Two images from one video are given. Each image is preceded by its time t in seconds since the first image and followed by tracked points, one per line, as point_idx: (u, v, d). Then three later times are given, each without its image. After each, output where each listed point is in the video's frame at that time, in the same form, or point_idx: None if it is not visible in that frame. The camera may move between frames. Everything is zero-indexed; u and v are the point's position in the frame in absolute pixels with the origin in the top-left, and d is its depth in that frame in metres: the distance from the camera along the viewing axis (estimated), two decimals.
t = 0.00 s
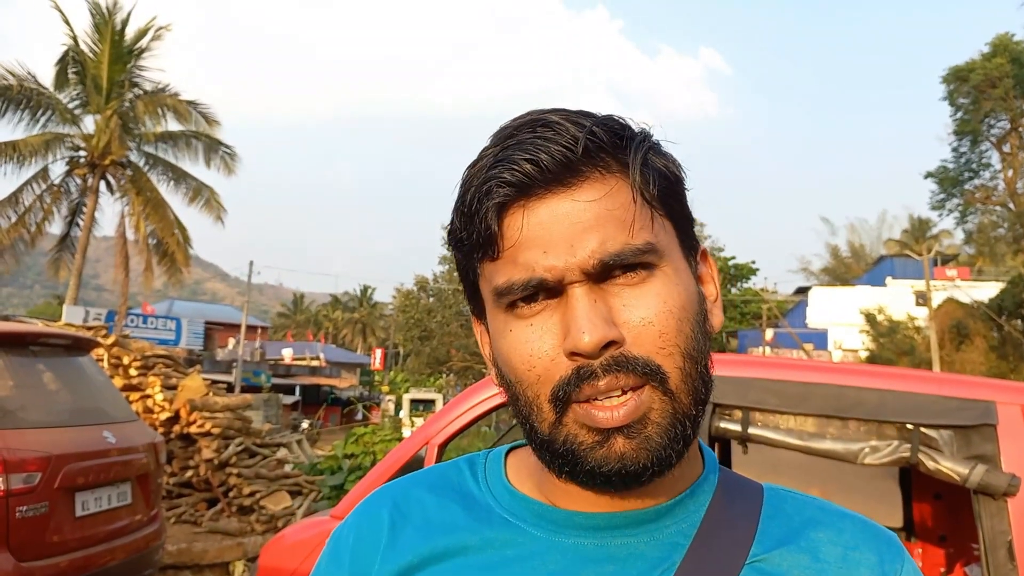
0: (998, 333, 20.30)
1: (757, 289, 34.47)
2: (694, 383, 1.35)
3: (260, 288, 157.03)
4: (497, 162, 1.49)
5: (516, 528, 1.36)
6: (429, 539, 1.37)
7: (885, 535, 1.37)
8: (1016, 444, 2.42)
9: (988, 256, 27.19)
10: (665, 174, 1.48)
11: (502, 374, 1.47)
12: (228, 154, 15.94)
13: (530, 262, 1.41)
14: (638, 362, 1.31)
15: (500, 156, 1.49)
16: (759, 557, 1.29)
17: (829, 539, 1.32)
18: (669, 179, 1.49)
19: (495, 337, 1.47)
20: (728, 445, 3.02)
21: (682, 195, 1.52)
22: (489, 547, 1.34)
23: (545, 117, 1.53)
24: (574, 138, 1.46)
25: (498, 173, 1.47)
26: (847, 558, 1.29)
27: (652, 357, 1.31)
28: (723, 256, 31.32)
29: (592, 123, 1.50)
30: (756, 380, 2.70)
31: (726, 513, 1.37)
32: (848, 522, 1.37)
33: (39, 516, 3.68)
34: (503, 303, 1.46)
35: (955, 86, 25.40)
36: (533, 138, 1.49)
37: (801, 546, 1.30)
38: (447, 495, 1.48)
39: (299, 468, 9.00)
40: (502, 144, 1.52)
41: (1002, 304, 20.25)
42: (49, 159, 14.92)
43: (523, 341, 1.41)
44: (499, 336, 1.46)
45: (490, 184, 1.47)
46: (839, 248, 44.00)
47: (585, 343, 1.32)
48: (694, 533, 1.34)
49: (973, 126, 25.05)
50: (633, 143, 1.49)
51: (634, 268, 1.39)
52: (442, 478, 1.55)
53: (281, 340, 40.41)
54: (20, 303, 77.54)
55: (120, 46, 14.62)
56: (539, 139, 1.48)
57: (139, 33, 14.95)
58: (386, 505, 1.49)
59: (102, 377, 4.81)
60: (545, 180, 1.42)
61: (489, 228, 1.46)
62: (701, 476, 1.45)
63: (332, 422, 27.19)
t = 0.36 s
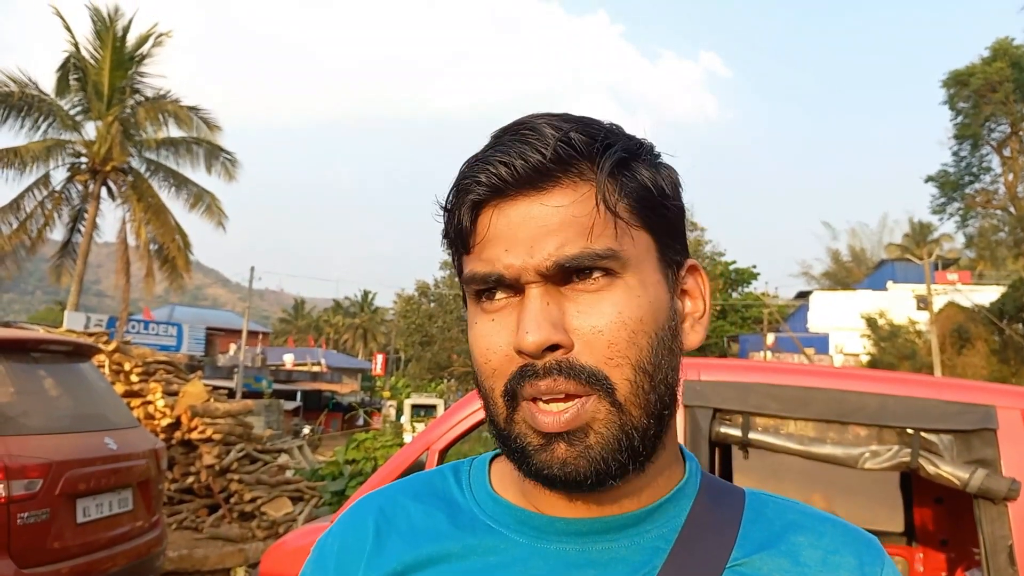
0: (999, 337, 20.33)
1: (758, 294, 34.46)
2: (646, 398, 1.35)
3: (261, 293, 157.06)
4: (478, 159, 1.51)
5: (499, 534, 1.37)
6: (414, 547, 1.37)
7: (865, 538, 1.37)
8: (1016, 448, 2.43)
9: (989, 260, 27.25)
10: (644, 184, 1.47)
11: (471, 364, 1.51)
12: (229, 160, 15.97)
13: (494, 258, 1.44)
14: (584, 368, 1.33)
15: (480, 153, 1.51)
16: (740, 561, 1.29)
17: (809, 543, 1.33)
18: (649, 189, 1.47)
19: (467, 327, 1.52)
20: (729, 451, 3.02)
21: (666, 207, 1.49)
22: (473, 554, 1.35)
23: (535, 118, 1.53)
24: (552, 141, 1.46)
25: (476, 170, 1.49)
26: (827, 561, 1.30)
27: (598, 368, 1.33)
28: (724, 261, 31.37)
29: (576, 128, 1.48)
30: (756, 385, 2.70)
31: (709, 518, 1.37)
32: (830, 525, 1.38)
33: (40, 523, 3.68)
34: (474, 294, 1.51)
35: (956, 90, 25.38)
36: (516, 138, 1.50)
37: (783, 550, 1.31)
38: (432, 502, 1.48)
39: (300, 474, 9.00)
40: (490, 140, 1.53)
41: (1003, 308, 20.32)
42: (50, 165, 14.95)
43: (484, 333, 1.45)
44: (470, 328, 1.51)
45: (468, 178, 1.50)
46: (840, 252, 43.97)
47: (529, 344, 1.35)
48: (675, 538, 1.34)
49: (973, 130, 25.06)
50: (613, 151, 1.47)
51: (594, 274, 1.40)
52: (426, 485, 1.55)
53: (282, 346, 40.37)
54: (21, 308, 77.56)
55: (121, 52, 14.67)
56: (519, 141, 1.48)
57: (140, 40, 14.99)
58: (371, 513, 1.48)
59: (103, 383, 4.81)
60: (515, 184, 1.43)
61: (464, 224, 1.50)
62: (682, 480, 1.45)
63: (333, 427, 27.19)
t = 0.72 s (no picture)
0: (1001, 340, 20.41)
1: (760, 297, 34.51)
2: (612, 408, 1.34)
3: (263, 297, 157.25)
4: (461, 166, 1.52)
5: (485, 537, 1.37)
6: (403, 551, 1.38)
7: (852, 542, 1.38)
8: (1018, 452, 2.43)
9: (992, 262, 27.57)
10: (623, 197, 1.46)
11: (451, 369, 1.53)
12: (231, 164, 15.98)
13: (468, 264, 1.46)
14: (545, 377, 1.33)
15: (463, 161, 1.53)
16: (724, 564, 1.30)
17: (796, 546, 1.34)
18: (628, 201, 1.46)
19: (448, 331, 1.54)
20: (730, 453, 3.01)
21: (645, 220, 1.48)
22: (460, 558, 1.35)
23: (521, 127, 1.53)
24: (532, 152, 1.46)
25: (459, 177, 1.50)
26: (813, 565, 1.31)
27: (562, 377, 1.33)
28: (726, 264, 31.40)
29: (557, 139, 1.48)
30: (758, 389, 2.70)
31: (695, 521, 1.37)
32: (815, 527, 1.40)
33: (43, 527, 3.68)
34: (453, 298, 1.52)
35: (957, 92, 25.35)
36: (498, 148, 1.51)
37: (767, 553, 1.32)
38: (422, 508, 1.48)
39: (302, 477, 9.00)
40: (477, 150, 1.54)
41: (1005, 310, 20.70)
42: (52, 169, 14.97)
43: (459, 337, 1.47)
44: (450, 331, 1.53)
45: (452, 186, 1.52)
46: (842, 255, 43.91)
47: (493, 350, 1.36)
48: (659, 541, 1.34)
49: (975, 132, 25.05)
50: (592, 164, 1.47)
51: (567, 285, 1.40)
52: (416, 490, 1.54)
53: (284, 351, 40.41)
54: (22, 313, 77.86)
55: (123, 57, 14.70)
56: (502, 150, 1.49)
57: (142, 44, 15.01)
58: (361, 518, 1.48)
59: (106, 388, 4.81)
60: (492, 194, 1.45)
61: (447, 231, 1.53)
62: (668, 483, 1.45)
63: (336, 431, 27.27)
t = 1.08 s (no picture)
0: (1004, 340, 20.40)
1: (762, 298, 34.50)
2: (624, 406, 1.36)
3: (264, 298, 157.35)
4: (467, 161, 1.50)
5: (464, 536, 1.37)
6: (382, 551, 1.38)
7: (831, 539, 1.38)
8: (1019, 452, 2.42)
9: (994, 263, 27.54)
10: (630, 197, 1.48)
11: (449, 368, 1.50)
12: (233, 165, 15.98)
13: (480, 263, 1.44)
14: (565, 379, 1.33)
15: (469, 154, 1.50)
16: (701, 562, 1.29)
17: (773, 544, 1.33)
18: (633, 201, 1.48)
19: (446, 331, 1.51)
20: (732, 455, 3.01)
21: (646, 220, 1.51)
22: (438, 557, 1.35)
23: (522, 125, 1.52)
24: (544, 150, 1.45)
25: (466, 173, 1.47)
26: (791, 563, 1.30)
27: (579, 377, 1.34)
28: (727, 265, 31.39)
29: (566, 137, 1.48)
30: (758, 390, 2.70)
31: (673, 521, 1.37)
32: (795, 527, 1.39)
33: (44, 528, 3.69)
34: (454, 298, 1.50)
35: (959, 93, 25.32)
36: (506, 144, 1.48)
37: (745, 551, 1.31)
38: (403, 508, 1.48)
39: (304, 478, 9.00)
40: (480, 145, 1.51)
41: (1007, 311, 20.72)
42: (54, 171, 14.99)
43: (465, 337, 1.45)
44: (448, 330, 1.50)
45: (458, 181, 1.48)
46: (844, 255, 43.87)
47: (516, 351, 1.36)
48: (637, 540, 1.34)
49: (977, 133, 25.01)
50: (600, 163, 1.47)
51: (581, 284, 1.41)
52: (399, 490, 1.54)
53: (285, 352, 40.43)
54: (24, 314, 77.95)
55: (125, 58, 14.72)
56: (510, 146, 1.47)
57: (144, 46, 15.03)
58: (343, 518, 1.48)
59: (107, 389, 4.82)
60: (505, 188, 1.43)
61: (449, 226, 1.49)
62: (648, 483, 1.45)
63: (337, 432, 27.28)
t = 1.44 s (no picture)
0: (1006, 341, 20.40)
1: (763, 299, 34.51)
2: (637, 392, 1.37)
3: (266, 299, 157.49)
4: (473, 156, 1.49)
5: (451, 538, 1.37)
6: (370, 553, 1.38)
7: (816, 538, 1.38)
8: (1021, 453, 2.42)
9: (996, 263, 27.54)
10: (626, 195, 1.53)
11: (452, 368, 1.46)
12: (234, 166, 15.99)
13: (498, 256, 1.42)
14: (590, 367, 1.33)
15: (472, 150, 1.50)
16: (688, 562, 1.29)
17: (759, 544, 1.33)
18: (628, 199, 1.54)
19: (448, 331, 1.47)
20: (733, 457, 3.00)
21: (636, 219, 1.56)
22: (426, 559, 1.35)
23: (520, 124, 1.54)
24: (550, 145, 1.47)
25: (474, 168, 1.47)
26: (776, 562, 1.30)
27: (601, 365, 1.34)
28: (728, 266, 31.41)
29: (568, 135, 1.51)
30: (759, 391, 2.70)
31: (660, 522, 1.36)
32: (781, 526, 1.38)
33: (45, 530, 3.69)
34: (462, 295, 1.46)
35: (961, 93, 25.30)
36: (508, 140, 1.50)
37: (731, 551, 1.31)
38: (390, 511, 1.47)
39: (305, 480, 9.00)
40: (478, 143, 1.51)
41: (1009, 312, 20.74)
42: (56, 172, 15.01)
43: (477, 333, 1.41)
44: (451, 328, 1.46)
45: (464, 177, 1.47)
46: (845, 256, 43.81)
47: (546, 340, 1.34)
48: (623, 542, 1.34)
49: (978, 134, 25.00)
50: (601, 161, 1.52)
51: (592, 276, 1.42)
52: (386, 493, 1.54)
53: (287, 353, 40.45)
54: (26, 316, 78.09)
55: (127, 60, 14.74)
56: (514, 143, 1.49)
57: (146, 47, 15.04)
58: (330, 522, 1.48)
59: (108, 390, 4.81)
60: (517, 180, 1.43)
61: (458, 218, 1.46)
62: (635, 484, 1.45)
63: (339, 433, 27.31)
